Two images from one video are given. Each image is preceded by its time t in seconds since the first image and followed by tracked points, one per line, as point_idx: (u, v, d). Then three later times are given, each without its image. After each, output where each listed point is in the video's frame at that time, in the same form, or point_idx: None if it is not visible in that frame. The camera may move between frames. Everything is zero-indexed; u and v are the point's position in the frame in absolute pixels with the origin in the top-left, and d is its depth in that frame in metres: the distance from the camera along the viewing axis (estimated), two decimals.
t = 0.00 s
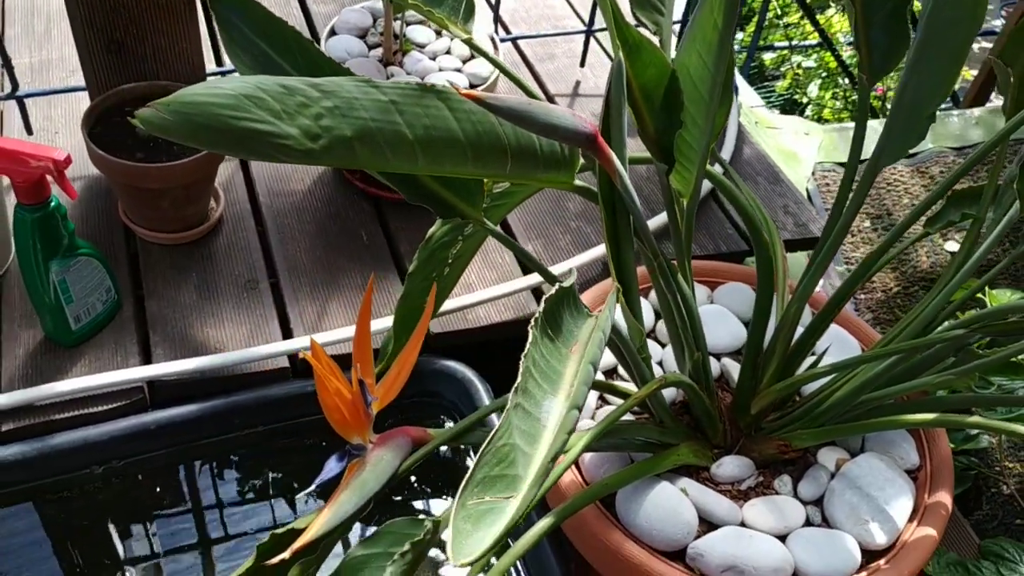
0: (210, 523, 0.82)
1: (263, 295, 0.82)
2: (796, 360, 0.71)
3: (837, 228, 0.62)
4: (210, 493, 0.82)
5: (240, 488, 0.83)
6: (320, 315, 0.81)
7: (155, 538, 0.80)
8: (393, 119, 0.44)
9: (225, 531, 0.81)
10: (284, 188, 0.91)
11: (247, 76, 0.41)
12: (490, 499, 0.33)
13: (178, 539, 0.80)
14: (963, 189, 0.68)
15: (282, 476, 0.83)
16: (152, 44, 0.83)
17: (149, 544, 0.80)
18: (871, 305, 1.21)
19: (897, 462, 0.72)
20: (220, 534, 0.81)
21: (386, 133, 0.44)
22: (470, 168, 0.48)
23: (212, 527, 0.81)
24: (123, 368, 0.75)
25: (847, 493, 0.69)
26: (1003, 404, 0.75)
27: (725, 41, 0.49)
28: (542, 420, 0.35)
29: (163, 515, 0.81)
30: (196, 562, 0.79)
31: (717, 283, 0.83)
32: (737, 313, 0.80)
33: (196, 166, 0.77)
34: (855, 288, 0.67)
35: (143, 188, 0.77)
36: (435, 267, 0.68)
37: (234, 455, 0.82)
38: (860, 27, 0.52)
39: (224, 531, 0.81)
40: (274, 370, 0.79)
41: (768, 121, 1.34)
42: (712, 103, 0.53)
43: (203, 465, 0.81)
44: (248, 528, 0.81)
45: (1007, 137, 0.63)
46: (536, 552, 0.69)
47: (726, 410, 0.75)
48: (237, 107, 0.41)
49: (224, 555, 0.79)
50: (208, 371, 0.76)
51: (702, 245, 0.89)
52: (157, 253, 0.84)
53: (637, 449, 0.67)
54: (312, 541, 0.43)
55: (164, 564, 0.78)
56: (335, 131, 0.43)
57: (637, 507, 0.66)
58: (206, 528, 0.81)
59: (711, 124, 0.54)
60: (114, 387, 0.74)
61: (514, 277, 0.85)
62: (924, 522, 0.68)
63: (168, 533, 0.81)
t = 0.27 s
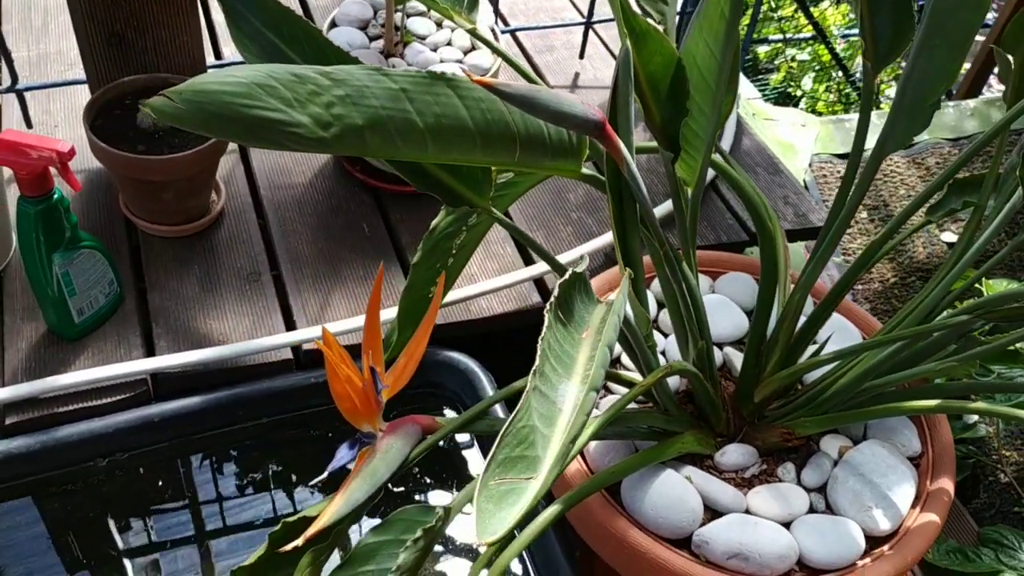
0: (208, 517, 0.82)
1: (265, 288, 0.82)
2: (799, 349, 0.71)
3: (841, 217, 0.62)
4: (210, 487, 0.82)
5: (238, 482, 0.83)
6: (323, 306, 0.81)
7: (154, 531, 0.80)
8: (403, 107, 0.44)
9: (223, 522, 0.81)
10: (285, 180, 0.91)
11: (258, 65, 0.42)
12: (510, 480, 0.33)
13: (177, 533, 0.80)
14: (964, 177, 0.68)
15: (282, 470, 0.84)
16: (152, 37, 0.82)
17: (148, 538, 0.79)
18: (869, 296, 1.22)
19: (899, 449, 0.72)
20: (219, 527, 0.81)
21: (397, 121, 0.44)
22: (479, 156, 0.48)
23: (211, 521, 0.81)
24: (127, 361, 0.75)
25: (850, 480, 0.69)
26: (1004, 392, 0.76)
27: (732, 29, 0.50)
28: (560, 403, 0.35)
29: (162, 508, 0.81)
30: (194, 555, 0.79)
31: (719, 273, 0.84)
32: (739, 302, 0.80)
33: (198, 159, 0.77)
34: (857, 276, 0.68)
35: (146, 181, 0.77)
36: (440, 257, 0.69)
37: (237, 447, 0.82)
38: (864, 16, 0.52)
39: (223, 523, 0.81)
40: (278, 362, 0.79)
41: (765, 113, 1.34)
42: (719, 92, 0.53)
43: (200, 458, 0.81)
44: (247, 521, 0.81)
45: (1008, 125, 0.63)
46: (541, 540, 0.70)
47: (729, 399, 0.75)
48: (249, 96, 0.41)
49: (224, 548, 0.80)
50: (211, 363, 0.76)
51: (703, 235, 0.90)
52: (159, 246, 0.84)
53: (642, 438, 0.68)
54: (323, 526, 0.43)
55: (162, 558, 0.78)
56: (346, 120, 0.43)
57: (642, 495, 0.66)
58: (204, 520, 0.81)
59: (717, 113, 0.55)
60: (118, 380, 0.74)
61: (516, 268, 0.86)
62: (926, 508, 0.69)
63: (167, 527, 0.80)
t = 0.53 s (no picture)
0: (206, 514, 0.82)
1: (267, 283, 0.82)
2: (801, 341, 0.72)
3: (843, 210, 0.62)
4: (209, 486, 0.82)
5: (237, 480, 0.83)
6: (325, 301, 0.81)
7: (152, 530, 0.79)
8: (410, 99, 0.45)
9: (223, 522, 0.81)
10: (286, 176, 0.91)
11: (266, 57, 0.42)
12: (522, 467, 0.33)
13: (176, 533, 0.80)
14: (964, 170, 0.69)
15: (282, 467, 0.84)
16: (154, 32, 0.83)
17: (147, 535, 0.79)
18: (867, 290, 1.22)
19: (900, 441, 0.73)
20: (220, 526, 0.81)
21: (404, 113, 0.44)
22: (485, 148, 0.48)
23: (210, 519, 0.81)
24: (130, 356, 0.75)
25: (852, 472, 0.69)
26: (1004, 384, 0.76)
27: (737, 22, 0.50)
28: (571, 390, 0.35)
29: (161, 506, 0.81)
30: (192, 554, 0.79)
31: (720, 267, 0.84)
32: (740, 296, 0.80)
33: (201, 154, 0.77)
34: (858, 269, 0.68)
35: (148, 176, 0.77)
36: (443, 251, 0.69)
37: (239, 442, 0.82)
38: (867, 9, 0.52)
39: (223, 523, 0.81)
40: (280, 356, 0.79)
41: (764, 109, 1.34)
42: (722, 85, 0.54)
43: (198, 457, 0.81)
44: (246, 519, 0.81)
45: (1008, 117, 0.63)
46: (544, 533, 0.70)
47: (730, 392, 0.75)
48: (257, 88, 0.41)
49: (221, 548, 0.80)
50: (214, 358, 0.76)
51: (704, 230, 0.90)
52: (160, 242, 0.84)
53: (645, 431, 0.68)
54: (331, 518, 0.43)
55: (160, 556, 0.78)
56: (353, 112, 0.43)
57: (645, 488, 0.66)
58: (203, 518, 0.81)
59: (720, 106, 0.55)
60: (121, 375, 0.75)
61: (518, 263, 0.86)
62: (927, 499, 0.69)
63: (164, 523, 0.80)
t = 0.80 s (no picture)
0: (204, 510, 0.82)
1: (266, 283, 0.83)
2: (796, 341, 0.72)
3: (837, 211, 0.63)
4: (206, 486, 0.83)
5: (235, 477, 0.84)
6: (324, 301, 0.82)
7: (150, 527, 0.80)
8: (408, 103, 0.45)
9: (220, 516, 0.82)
10: (285, 176, 0.91)
11: (265, 62, 0.42)
12: (519, 467, 0.34)
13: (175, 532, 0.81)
14: (958, 171, 0.69)
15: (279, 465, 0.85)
16: (153, 34, 0.83)
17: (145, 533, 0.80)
18: (863, 290, 1.23)
19: (894, 440, 0.74)
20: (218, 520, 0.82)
21: (402, 117, 0.45)
22: (482, 151, 0.49)
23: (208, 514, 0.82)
24: (130, 356, 0.76)
25: (846, 471, 0.70)
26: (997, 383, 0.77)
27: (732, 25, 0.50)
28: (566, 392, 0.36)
29: (158, 506, 0.81)
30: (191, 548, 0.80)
31: (716, 267, 0.85)
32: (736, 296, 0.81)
33: (199, 155, 0.78)
34: (853, 269, 0.68)
35: (147, 177, 0.78)
36: (441, 252, 0.69)
37: (238, 441, 0.82)
38: (861, 12, 0.52)
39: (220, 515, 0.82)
40: (279, 356, 0.80)
41: (760, 109, 1.35)
42: (717, 88, 0.54)
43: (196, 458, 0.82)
44: (244, 513, 0.82)
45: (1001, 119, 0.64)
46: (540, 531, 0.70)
47: (725, 391, 0.76)
48: (256, 92, 0.41)
49: (219, 547, 0.80)
50: (213, 358, 0.77)
51: (700, 230, 0.91)
52: (159, 243, 0.84)
53: (641, 430, 0.69)
54: (330, 517, 0.44)
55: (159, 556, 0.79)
56: (352, 116, 0.44)
57: (641, 487, 0.67)
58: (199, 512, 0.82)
59: (716, 108, 0.56)
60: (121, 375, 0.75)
61: (515, 263, 0.86)
62: (921, 498, 0.70)
63: (161, 522, 0.81)
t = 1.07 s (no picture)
0: (204, 507, 0.82)
1: (265, 283, 0.83)
2: (794, 340, 0.73)
3: (834, 210, 0.63)
4: (206, 483, 0.83)
5: (235, 475, 0.84)
6: (322, 301, 0.82)
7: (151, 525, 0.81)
8: (406, 103, 0.45)
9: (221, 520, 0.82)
10: (283, 176, 0.92)
11: (264, 63, 0.43)
12: (516, 465, 0.34)
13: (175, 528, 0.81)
14: (955, 171, 0.70)
15: (281, 464, 0.85)
16: (152, 35, 0.83)
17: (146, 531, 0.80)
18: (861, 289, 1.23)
19: (890, 438, 0.74)
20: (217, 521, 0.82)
21: (400, 117, 0.45)
22: (479, 152, 0.49)
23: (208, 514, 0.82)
24: (129, 356, 0.76)
25: (843, 469, 0.70)
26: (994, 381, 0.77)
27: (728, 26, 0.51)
28: (563, 391, 0.36)
29: (159, 503, 0.82)
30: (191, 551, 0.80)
31: (713, 267, 0.85)
32: (733, 295, 0.81)
33: (198, 155, 0.78)
34: (849, 269, 0.69)
35: (146, 177, 0.78)
36: (439, 251, 0.70)
37: (237, 440, 0.83)
38: (857, 12, 0.53)
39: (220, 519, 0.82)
40: (278, 355, 0.80)
41: (758, 108, 1.35)
42: (714, 88, 0.54)
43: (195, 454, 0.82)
44: (243, 513, 0.82)
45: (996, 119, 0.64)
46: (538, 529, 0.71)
47: (723, 390, 0.76)
48: (254, 93, 0.42)
49: (219, 546, 0.81)
50: (211, 358, 0.77)
51: (698, 230, 0.91)
52: (158, 242, 0.84)
53: (638, 429, 0.69)
54: (328, 514, 0.44)
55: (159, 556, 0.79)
56: (350, 116, 0.44)
57: (639, 485, 0.67)
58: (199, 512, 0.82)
59: (712, 108, 0.56)
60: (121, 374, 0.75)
61: (513, 262, 0.87)
62: (917, 496, 0.70)
63: (163, 518, 0.81)
